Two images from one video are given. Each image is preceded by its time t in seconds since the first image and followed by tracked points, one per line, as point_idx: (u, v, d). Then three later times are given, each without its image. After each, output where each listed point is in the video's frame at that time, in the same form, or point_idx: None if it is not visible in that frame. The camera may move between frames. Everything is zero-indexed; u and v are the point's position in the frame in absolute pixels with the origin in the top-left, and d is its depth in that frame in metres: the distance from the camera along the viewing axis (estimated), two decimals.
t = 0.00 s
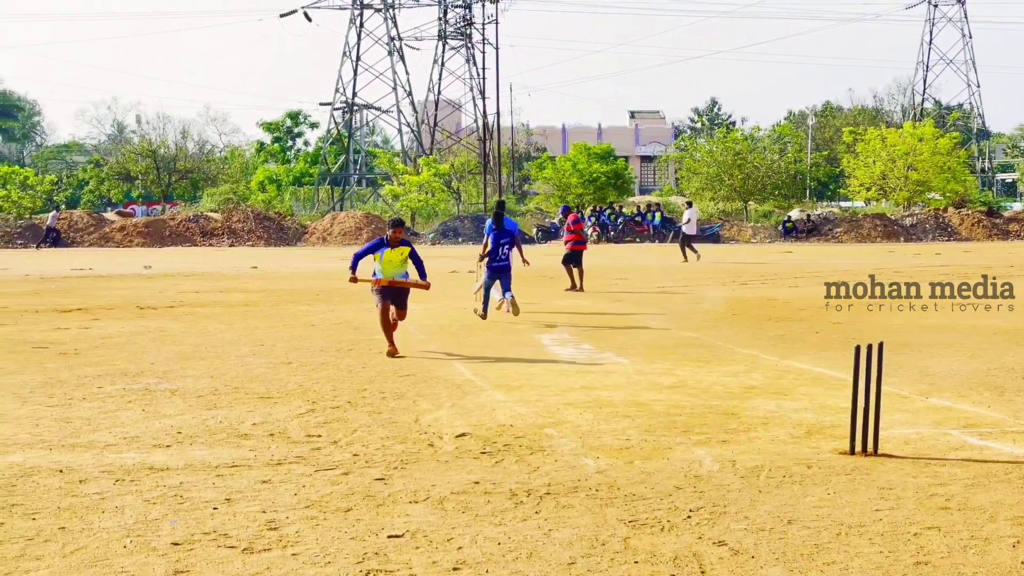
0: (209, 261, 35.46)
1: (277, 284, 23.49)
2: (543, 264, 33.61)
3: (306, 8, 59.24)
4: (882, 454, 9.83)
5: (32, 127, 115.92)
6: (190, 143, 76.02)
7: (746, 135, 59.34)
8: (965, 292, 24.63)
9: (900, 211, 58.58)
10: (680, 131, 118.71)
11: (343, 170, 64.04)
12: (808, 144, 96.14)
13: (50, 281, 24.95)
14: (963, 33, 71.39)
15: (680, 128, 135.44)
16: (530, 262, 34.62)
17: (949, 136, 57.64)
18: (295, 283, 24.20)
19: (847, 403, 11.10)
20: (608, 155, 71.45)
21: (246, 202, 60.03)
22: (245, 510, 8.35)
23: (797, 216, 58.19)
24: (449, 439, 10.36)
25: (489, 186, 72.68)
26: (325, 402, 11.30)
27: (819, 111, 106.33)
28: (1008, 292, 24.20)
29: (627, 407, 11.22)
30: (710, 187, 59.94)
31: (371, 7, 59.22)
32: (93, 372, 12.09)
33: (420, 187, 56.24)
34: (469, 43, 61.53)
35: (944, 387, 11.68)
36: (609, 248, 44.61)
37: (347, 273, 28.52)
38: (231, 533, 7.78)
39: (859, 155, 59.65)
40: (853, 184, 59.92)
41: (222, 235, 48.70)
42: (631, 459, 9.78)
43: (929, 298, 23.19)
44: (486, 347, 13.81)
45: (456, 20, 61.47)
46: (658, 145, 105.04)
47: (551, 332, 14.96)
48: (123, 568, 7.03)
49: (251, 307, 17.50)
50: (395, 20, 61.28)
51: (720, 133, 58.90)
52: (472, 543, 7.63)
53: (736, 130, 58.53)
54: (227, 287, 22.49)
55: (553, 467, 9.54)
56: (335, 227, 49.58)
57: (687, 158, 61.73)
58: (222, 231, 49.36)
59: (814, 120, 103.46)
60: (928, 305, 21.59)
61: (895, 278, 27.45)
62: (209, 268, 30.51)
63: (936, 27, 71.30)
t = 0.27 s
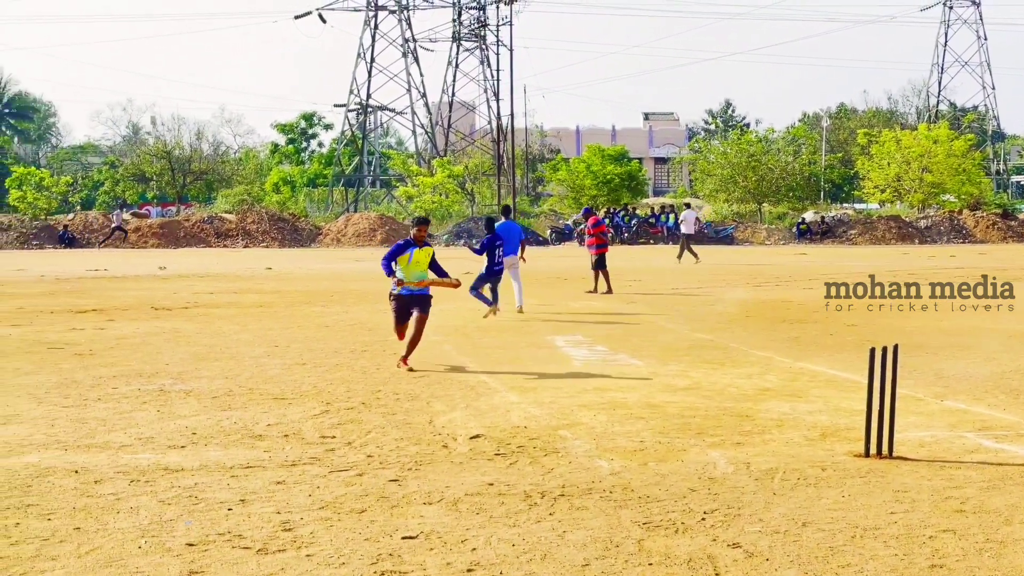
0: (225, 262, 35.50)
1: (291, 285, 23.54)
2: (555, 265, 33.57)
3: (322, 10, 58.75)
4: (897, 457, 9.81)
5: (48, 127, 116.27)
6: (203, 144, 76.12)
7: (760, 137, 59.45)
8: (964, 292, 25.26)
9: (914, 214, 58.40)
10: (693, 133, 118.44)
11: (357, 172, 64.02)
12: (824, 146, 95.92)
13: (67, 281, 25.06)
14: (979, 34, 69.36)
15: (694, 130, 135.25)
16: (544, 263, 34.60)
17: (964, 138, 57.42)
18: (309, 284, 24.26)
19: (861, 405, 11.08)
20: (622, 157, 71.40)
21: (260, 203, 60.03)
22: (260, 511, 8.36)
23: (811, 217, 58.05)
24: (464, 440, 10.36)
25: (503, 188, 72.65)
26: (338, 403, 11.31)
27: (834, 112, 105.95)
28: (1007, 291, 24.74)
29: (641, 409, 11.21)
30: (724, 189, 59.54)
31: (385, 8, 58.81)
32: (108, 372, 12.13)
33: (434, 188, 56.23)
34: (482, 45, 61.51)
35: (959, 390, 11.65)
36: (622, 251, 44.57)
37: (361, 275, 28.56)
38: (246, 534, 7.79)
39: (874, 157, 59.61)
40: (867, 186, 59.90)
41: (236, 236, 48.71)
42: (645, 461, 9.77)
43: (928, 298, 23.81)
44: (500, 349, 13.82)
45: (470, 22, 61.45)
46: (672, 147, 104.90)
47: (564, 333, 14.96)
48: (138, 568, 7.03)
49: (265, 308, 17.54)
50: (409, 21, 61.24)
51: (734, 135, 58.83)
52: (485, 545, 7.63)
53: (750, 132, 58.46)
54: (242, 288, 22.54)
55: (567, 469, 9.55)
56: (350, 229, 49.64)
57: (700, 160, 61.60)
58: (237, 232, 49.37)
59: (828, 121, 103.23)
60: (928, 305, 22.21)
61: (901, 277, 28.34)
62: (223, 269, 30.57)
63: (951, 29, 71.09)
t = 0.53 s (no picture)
0: (237, 264, 35.53)
1: (301, 286, 23.57)
2: (566, 267, 33.54)
3: (331, 11, 59.44)
4: (909, 460, 9.79)
5: (59, 129, 116.54)
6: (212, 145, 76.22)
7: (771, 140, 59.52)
8: (964, 292, 25.57)
9: (926, 216, 58.34)
10: (703, 136, 118.28)
11: (367, 173, 64.03)
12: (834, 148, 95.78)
13: (78, 283, 25.13)
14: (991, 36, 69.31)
15: (703, 131, 135.11)
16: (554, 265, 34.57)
17: (975, 140, 57.35)
18: (320, 285, 24.27)
19: (872, 408, 11.06)
20: (631, 159, 71.39)
21: (270, 204, 60.07)
22: (270, 513, 8.36)
23: (822, 220, 58.01)
24: (474, 442, 10.36)
25: (513, 189, 72.65)
26: (349, 405, 11.31)
27: (845, 115, 105.59)
28: (1007, 291, 24.99)
29: (652, 412, 11.20)
30: (734, 191, 59.57)
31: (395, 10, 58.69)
32: (119, 373, 12.15)
33: (444, 190, 56.29)
34: (492, 47, 61.55)
35: (971, 392, 11.64)
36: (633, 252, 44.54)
37: (371, 276, 28.57)
38: (256, 536, 7.79)
39: (885, 159, 59.55)
40: (878, 189, 59.87)
41: (246, 238, 48.74)
42: (655, 463, 9.77)
43: (929, 298, 23.99)
44: (511, 351, 13.82)
45: (480, 24, 61.48)
46: (681, 149, 104.83)
47: (574, 335, 14.96)
48: (149, 570, 7.03)
49: (276, 310, 17.55)
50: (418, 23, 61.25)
51: (745, 137, 58.85)
52: (496, 547, 7.63)
53: (761, 134, 58.49)
54: (253, 289, 22.56)
55: (578, 471, 9.54)
56: (360, 230, 49.68)
57: (711, 162, 61.59)
58: (247, 234, 49.42)
59: (839, 123, 103.09)
60: (929, 304, 22.38)
61: (903, 279, 28.66)
62: (234, 270, 30.61)
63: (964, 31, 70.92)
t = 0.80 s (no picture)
0: (244, 266, 35.56)
1: (308, 289, 23.57)
2: (572, 270, 33.54)
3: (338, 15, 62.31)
4: (916, 462, 9.77)
5: (66, 130, 116.71)
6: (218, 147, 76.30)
7: (777, 142, 59.54)
8: (964, 292, 25.75)
9: (933, 219, 58.34)
10: (709, 139, 118.21)
11: (374, 176, 64.07)
12: (842, 150, 95.76)
13: (84, 285, 25.15)
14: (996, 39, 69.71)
15: (710, 134, 135.10)
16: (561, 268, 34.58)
17: (983, 143, 57.33)
18: (327, 288, 24.29)
19: (879, 411, 11.05)
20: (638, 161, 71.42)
21: (276, 207, 60.14)
22: (277, 515, 8.36)
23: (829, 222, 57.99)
24: (481, 444, 10.35)
25: (519, 192, 72.70)
26: (356, 407, 11.31)
27: (851, 118, 105.59)
28: (1006, 291, 25.14)
29: (659, 414, 11.20)
30: (741, 194, 59.63)
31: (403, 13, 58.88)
32: (125, 375, 12.16)
33: (451, 192, 56.36)
34: (499, 49, 61.67)
35: (978, 395, 11.63)
36: (641, 255, 44.52)
37: (379, 278, 28.59)
38: (263, 537, 7.80)
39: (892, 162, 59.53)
40: (885, 191, 59.85)
41: (253, 239, 48.79)
42: (662, 466, 9.76)
43: (930, 298, 24.12)
44: (517, 353, 13.82)
45: (487, 26, 61.57)
46: (688, 152, 104.79)
47: (580, 338, 14.98)
48: (156, 572, 7.03)
49: (283, 312, 17.57)
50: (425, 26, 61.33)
51: (751, 140, 58.90)
52: (503, 549, 7.62)
53: (768, 136, 58.54)
54: (260, 292, 22.59)
55: (585, 474, 9.52)
56: (367, 232, 49.75)
57: (717, 165, 61.62)
58: (254, 236, 49.46)
59: (845, 126, 103.07)
60: (932, 304, 22.53)
61: (906, 280, 28.84)
62: (240, 273, 30.57)
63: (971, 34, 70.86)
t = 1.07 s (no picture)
0: (247, 268, 35.54)
1: (311, 291, 23.57)
2: (576, 272, 33.52)
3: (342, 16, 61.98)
4: (921, 465, 9.75)
5: (69, 133, 116.65)
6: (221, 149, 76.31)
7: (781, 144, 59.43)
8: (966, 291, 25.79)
9: (937, 221, 58.30)
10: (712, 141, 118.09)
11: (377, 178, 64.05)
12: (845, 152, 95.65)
13: (86, 287, 25.14)
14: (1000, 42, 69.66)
15: (714, 136, 134.95)
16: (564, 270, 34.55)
17: (987, 145, 57.26)
18: (331, 290, 24.30)
19: (882, 414, 11.03)
20: (642, 163, 71.37)
21: (280, 209, 60.13)
22: (280, 518, 8.35)
23: (833, 224, 57.94)
24: (485, 447, 10.34)
25: (522, 194, 72.66)
26: (359, 410, 11.31)
27: (854, 120, 105.44)
28: (1006, 291, 25.18)
29: (663, 417, 11.19)
30: (745, 196, 59.59)
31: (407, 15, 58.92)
32: (129, 378, 12.16)
33: (455, 195, 56.36)
34: (503, 51, 61.64)
35: (982, 397, 11.62)
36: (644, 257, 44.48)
37: (382, 281, 28.58)
38: (266, 540, 7.79)
39: (896, 164, 59.43)
40: (889, 193, 59.77)
41: (256, 241, 48.81)
42: (666, 468, 9.74)
43: (931, 298, 24.16)
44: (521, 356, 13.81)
45: (490, 28, 61.54)
46: (692, 154, 104.68)
47: (584, 340, 14.96)
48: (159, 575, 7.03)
49: (287, 314, 17.57)
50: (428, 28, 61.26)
51: (755, 142, 58.86)
52: (507, 552, 7.61)
53: (772, 139, 58.48)
54: (263, 294, 22.59)
55: (589, 476, 9.51)
56: (370, 235, 49.72)
57: (721, 167, 61.54)
58: (257, 238, 49.47)
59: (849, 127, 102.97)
60: (932, 304, 22.56)
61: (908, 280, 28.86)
62: (244, 275, 30.58)
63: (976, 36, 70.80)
